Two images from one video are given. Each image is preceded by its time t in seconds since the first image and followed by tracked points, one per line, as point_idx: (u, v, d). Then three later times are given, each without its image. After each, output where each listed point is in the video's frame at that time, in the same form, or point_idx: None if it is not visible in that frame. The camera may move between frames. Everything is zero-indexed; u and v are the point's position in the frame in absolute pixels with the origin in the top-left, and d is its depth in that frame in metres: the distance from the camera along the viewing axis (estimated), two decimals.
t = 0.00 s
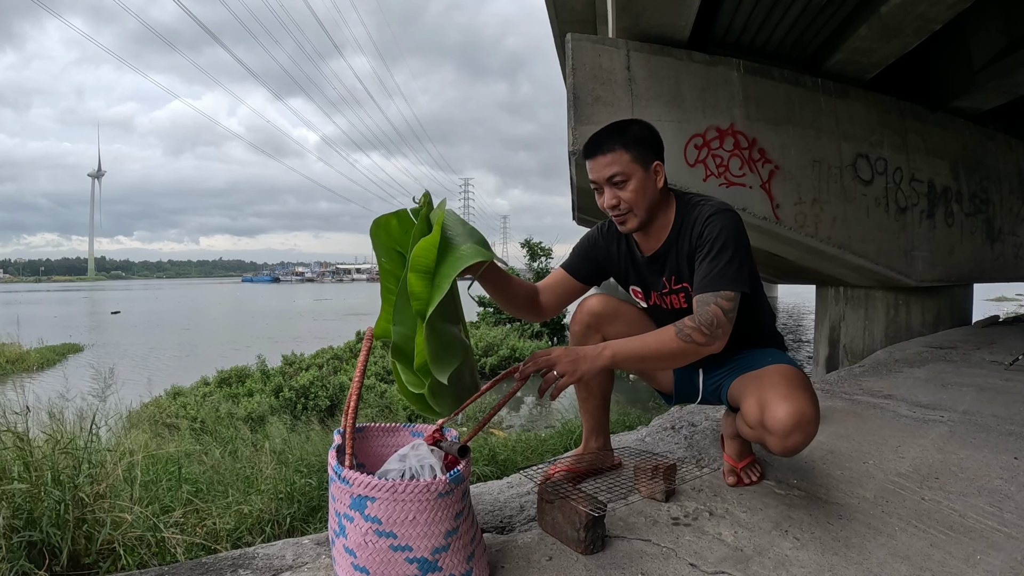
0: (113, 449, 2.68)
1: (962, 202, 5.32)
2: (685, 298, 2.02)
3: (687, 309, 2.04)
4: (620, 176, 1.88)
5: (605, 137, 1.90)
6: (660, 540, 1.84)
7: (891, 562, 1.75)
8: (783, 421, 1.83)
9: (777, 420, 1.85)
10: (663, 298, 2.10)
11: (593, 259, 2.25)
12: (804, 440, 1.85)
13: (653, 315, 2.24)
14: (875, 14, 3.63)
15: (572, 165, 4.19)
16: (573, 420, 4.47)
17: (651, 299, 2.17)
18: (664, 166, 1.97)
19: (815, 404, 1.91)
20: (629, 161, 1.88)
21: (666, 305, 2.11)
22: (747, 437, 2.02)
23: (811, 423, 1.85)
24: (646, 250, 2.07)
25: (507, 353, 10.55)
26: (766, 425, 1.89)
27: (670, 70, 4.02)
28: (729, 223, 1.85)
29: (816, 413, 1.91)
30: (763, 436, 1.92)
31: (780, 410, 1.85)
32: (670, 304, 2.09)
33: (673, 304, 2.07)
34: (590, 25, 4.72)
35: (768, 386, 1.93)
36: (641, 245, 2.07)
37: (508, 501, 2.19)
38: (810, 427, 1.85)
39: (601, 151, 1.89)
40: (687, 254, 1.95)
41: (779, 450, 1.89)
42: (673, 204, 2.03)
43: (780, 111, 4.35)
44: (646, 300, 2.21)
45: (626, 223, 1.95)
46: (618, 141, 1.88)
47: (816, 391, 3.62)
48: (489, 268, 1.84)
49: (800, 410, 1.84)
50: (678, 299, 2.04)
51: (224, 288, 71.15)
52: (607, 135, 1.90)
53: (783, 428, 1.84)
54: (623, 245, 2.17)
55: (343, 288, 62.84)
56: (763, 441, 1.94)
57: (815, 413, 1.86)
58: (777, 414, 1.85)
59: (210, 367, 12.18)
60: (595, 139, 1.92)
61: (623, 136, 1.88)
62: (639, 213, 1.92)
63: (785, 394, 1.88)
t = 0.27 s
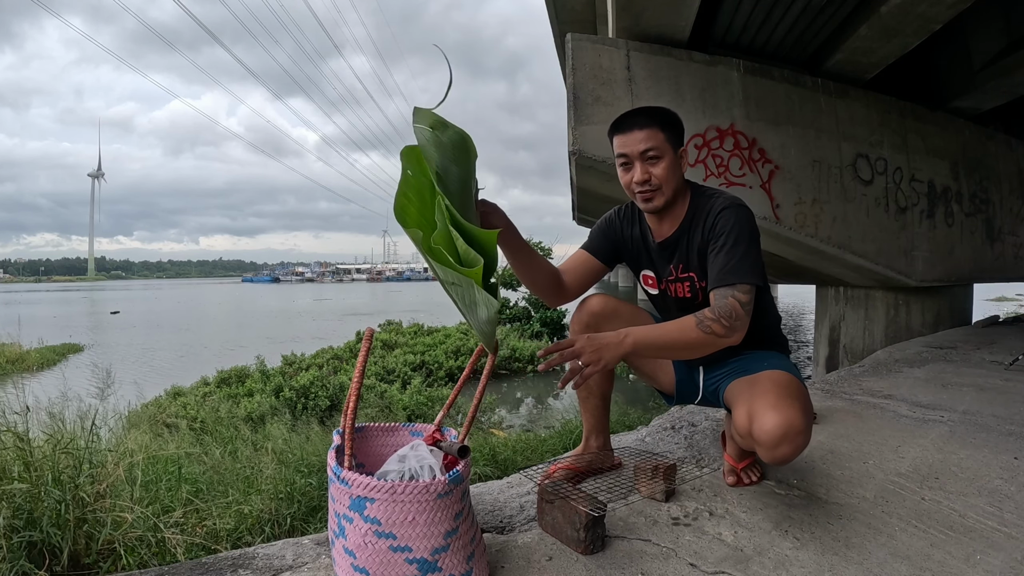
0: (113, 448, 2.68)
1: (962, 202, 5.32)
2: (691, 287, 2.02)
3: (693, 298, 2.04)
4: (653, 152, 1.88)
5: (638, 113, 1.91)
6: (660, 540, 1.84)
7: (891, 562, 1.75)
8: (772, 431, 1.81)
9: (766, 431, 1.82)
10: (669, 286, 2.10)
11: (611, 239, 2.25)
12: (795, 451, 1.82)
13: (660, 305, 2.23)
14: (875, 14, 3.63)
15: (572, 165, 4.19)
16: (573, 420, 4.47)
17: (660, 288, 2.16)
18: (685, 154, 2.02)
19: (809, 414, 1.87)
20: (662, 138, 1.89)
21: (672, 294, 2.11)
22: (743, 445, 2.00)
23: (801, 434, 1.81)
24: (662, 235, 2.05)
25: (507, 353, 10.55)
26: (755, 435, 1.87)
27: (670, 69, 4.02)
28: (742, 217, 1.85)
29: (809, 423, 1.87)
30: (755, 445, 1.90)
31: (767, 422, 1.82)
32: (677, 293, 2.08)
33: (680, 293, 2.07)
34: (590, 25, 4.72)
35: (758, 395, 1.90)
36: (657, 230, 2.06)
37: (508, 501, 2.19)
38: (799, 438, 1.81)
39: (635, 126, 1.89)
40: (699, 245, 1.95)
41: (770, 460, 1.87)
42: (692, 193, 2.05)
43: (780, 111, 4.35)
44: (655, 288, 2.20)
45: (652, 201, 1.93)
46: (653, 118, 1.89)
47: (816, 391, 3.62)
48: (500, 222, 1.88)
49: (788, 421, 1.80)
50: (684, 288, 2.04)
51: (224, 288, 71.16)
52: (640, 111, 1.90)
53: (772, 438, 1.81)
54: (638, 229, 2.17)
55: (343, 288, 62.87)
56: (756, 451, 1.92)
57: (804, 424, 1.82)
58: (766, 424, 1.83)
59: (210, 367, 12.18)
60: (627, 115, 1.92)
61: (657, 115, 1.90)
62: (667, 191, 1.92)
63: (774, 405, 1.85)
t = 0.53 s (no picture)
0: (114, 448, 2.68)
1: (962, 202, 5.32)
2: (701, 287, 2.03)
3: (704, 298, 2.05)
4: (655, 151, 1.88)
5: (637, 115, 1.90)
6: (660, 540, 1.84)
7: (891, 562, 1.76)
8: (759, 437, 1.81)
9: (754, 436, 1.82)
10: (677, 286, 2.09)
11: (609, 243, 2.19)
12: (783, 456, 1.82)
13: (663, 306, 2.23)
14: (875, 14, 3.63)
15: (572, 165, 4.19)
16: (573, 420, 4.47)
17: (664, 289, 2.16)
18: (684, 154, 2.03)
19: (800, 419, 1.86)
20: (663, 138, 1.89)
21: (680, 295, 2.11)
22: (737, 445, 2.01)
23: (789, 441, 1.80)
24: (666, 236, 2.04)
25: (507, 353, 10.55)
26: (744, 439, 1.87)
27: (670, 69, 4.02)
28: (757, 220, 1.89)
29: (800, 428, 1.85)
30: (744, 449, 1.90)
31: (755, 427, 1.82)
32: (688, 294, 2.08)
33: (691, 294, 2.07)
34: (590, 25, 4.72)
35: (748, 399, 1.89)
36: (659, 231, 2.04)
37: (508, 501, 2.19)
38: (787, 444, 1.80)
39: (636, 127, 1.89)
40: (712, 248, 1.95)
41: (759, 463, 1.87)
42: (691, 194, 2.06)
43: (780, 111, 4.35)
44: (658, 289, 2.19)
45: (656, 200, 1.92)
46: (653, 119, 1.90)
47: (816, 391, 3.62)
48: (529, 232, 1.62)
49: (775, 427, 1.80)
50: (695, 288, 2.05)
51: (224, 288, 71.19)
52: (639, 112, 1.90)
53: (760, 444, 1.82)
54: (638, 231, 2.14)
55: (343, 288, 62.89)
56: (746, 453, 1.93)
57: (792, 430, 1.81)
58: (754, 429, 1.83)
59: (210, 367, 12.18)
60: (627, 116, 1.92)
61: (657, 116, 1.90)
62: (670, 191, 1.91)
63: (763, 410, 1.84)
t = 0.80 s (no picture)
0: (114, 449, 2.68)
1: (962, 201, 5.32)
2: (701, 289, 2.03)
3: (703, 299, 2.06)
4: (651, 155, 1.88)
5: (633, 118, 1.90)
6: (660, 540, 1.84)
7: (891, 562, 1.76)
8: (770, 435, 1.80)
9: (765, 433, 1.82)
10: (676, 288, 2.09)
11: (604, 246, 2.17)
12: (794, 454, 1.81)
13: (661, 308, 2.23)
14: (875, 14, 3.63)
15: (572, 165, 4.19)
16: (573, 420, 4.47)
17: (660, 291, 2.16)
18: (681, 156, 2.03)
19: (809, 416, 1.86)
20: (659, 141, 1.89)
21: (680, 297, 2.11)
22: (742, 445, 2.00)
23: (799, 438, 1.80)
24: (663, 240, 2.03)
25: (507, 353, 10.55)
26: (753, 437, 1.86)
27: (670, 70, 4.02)
28: (756, 222, 1.91)
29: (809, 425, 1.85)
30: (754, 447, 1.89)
31: (767, 425, 1.81)
32: (687, 296, 2.09)
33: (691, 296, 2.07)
34: (590, 25, 4.72)
35: (758, 398, 1.89)
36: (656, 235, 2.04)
37: (508, 501, 2.19)
38: (798, 442, 1.80)
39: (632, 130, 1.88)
40: (712, 251, 1.95)
41: (768, 462, 1.86)
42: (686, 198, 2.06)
43: (780, 111, 4.35)
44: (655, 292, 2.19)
45: (652, 204, 1.91)
46: (649, 122, 1.89)
47: (816, 391, 3.62)
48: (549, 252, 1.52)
49: (787, 425, 1.79)
50: (695, 290, 2.05)
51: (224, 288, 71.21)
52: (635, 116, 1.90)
53: (770, 441, 1.81)
54: (633, 234, 2.13)
55: (343, 288, 62.90)
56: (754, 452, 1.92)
57: (802, 427, 1.81)
58: (766, 428, 1.82)
59: (210, 367, 12.18)
60: (622, 119, 1.91)
61: (653, 119, 1.89)
62: (665, 194, 1.91)
63: (773, 408, 1.83)
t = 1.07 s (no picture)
0: (114, 449, 2.68)
1: (962, 201, 5.32)
2: (698, 294, 2.04)
3: (700, 303, 2.06)
4: (643, 163, 1.85)
5: (626, 122, 1.86)
6: (660, 540, 1.84)
7: (891, 562, 1.76)
8: (767, 434, 1.81)
9: (762, 432, 1.82)
10: (673, 292, 2.10)
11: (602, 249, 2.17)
12: (790, 454, 1.82)
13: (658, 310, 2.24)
14: (875, 14, 3.62)
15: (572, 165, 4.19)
16: (573, 420, 4.47)
17: (657, 294, 2.17)
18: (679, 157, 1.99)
19: (807, 417, 1.86)
20: (652, 148, 1.86)
21: (676, 301, 2.12)
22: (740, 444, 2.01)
23: (796, 438, 1.80)
24: (660, 244, 2.03)
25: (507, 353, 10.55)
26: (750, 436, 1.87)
27: (670, 70, 4.02)
28: (752, 228, 1.89)
29: (807, 426, 1.85)
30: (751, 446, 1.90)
31: (763, 424, 1.82)
32: (684, 300, 2.09)
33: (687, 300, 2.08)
34: (590, 25, 4.72)
35: (755, 397, 1.89)
36: (652, 238, 2.04)
37: (508, 501, 2.19)
38: (795, 442, 1.80)
39: (625, 137, 1.85)
40: (708, 256, 1.95)
41: (765, 461, 1.87)
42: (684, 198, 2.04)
43: (780, 111, 4.34)
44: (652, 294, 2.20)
45: (645, 212, 1.91)
46: (643, 127, 1.85)
47: (816, 391, 3.62)
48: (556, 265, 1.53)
49: (784, 424, 1.79)
50: (692, 294, 2.05)
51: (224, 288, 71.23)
52: (628, 121, 1.86)
53: (767, 441, 1.81)
54: (630, 237, 2.13)
55: (343, 288, 62.93)
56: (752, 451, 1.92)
57: (800, 428, 1.81)
58: (763, 427, 1.82)
59: (210, 367, 12.18)
60: (616, 124, 1.87)
61: (647, 124, 1.85)
62: (659, 202, 1.90)
63: (770, 408, 1.83)
